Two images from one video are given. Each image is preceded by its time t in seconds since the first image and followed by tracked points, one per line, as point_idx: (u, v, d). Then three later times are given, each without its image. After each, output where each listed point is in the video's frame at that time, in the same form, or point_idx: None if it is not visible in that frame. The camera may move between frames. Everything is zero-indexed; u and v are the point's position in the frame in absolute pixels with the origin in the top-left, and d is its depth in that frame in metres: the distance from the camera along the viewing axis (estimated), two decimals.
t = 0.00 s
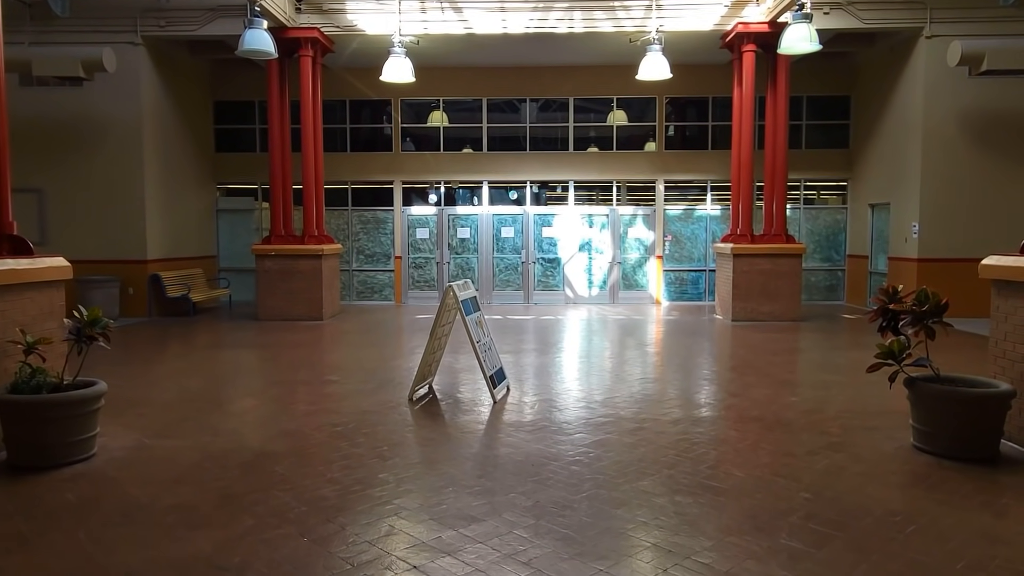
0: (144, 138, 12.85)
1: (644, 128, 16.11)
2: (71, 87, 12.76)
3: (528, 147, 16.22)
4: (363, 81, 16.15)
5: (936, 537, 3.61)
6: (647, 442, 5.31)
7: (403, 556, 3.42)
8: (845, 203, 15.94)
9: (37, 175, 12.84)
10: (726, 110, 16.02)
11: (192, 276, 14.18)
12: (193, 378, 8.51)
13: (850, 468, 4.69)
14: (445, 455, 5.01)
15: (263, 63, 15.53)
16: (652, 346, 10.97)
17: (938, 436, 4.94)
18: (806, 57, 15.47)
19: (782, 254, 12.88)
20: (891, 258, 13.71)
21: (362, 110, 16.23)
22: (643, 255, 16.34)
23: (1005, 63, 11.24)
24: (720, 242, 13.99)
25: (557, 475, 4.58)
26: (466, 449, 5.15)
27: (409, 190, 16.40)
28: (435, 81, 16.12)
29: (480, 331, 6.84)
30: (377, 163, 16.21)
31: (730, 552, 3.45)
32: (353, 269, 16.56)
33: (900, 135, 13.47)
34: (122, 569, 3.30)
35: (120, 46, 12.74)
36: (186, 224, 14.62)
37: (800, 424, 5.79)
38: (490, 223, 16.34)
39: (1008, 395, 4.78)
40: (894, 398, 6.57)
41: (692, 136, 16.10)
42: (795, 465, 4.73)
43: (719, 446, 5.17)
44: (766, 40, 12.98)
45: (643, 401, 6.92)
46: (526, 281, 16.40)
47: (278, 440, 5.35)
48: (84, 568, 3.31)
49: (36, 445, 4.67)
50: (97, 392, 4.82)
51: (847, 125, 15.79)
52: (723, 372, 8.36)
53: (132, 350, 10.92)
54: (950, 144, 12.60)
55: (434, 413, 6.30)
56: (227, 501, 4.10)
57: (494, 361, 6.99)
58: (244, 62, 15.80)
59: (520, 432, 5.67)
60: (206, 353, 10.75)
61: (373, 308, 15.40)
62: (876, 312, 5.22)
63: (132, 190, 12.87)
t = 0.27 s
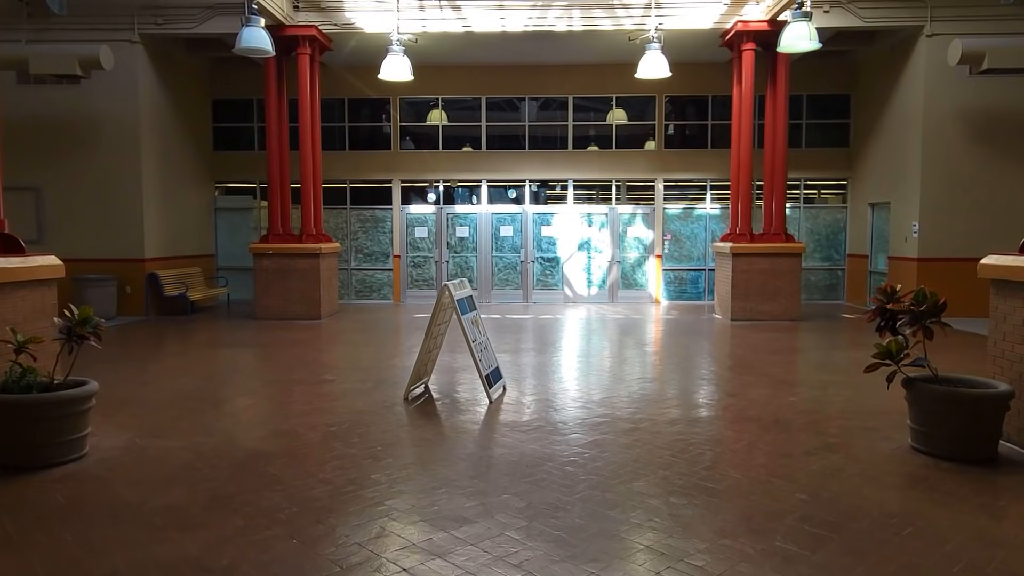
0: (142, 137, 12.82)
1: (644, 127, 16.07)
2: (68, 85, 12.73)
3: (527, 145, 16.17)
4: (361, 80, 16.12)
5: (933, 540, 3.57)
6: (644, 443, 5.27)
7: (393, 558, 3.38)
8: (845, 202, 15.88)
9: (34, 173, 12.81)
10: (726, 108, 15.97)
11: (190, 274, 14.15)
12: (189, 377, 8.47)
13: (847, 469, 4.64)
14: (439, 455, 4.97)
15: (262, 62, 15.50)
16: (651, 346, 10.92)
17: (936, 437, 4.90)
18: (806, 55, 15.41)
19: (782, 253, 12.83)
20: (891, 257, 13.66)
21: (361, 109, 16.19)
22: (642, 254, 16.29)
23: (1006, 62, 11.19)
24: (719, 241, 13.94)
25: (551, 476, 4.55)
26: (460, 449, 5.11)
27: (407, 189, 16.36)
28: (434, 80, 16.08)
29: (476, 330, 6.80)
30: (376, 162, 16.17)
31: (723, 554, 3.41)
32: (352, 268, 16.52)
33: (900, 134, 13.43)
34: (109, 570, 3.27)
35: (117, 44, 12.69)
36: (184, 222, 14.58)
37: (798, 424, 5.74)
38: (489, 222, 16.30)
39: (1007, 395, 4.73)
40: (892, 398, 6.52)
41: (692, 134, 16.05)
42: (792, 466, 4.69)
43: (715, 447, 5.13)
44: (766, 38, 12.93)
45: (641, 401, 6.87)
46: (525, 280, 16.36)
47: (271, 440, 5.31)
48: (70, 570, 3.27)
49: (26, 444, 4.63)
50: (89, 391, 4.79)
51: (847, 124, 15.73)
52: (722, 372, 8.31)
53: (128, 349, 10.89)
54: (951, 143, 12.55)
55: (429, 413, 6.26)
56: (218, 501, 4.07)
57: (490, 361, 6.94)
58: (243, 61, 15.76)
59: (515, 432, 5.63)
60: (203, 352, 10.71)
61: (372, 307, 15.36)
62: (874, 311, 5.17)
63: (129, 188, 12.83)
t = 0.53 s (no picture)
0: (138, 134, 12.74)
1: (644, 124, 15.98)
2: (64, 81, 12.66)
3: (526, 143, 16.08)
4: (360, 77, 16.03)
5: (934, 543, 3.50)
6: (641, 443, 5.20)
7: (382, 562, 3.31)
8: (847, 200, 15.79)
9: (30, 170, 12.74)
10: (726, 106, 15.88)
11: (188, 272, 14.08)
12: (184, 375, 8.39)
13: (847, 470, 4.57)
14: (432, 455, 4.90)
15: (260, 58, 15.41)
16: (650, 345, 10.84)
17: (937, 437, 4.82)
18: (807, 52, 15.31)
19: (782, 251, 12.74)
20: (892, 256, 13.58)
21: (359, 106, 16.11)
22: (642, 252, 16.21)
23: (1009, 58, 11.09)
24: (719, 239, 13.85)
25: (547, 477, 4.47)
26: (455, 449, 5.04)
27: (406, 186, 16.27)
28: (433, 77, 16.00)
29: (472, 329, 6.72)
30: (374, 159, 16.09)
31: (720, 558, 3.33)
32: (350, 266, 16.45)
33: (902, 132, 13.33)
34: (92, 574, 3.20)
35: (113, 40, 12.59)
36: (182, 220, 14.51)
37: (798, 424, 5.66)
38: (488, 220, 16.21)
39: (1010, 395, 4.65)
40: (893, 398, 6.44)
41: (692, 132, 15.96)
42: (791, 467, 4.61)
43: (713, 447, 5.06)
44: (766, 34, 12.83)
45: (639, 400, 6.80)
46: (524, 278, 16.28)
47: (263, 439, 5.24)
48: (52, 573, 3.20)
49: (14, 444, 4.56)
50: (77, 390, 4.72)
51: (848, 122, 15.64)
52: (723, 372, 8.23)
53: (124, 347, 10.82)
54: (952, 140, 12.46)
55: (424, 412, 6.18)
56: (206, 503, 4.00)
57: (487, 360, 6.87)
58: (241, 57, 15.68)
59: (510, 432, 5.55)
60: (199, 350, 10.64)
61: (370, 305, 15.29)
62: (875, 309, 5.09)
63: (125, 185, 12.76)
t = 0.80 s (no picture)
0: (131, 129, 12.58)
1: (643, 121, 15.85)
2: (57, 76, 12.50)
3: (523, 139, 15.94)
4: (356, 72, 15.87)
5: (942, 550, 3.37)
6: (639, 444, 5.07)
7: (368, 570, 3.18)
8: (847, 198, 15.66)
9: (22, 166, 12.59)
10: (726, 102, 15.74)
11: (182, 269, 13.93)
12: (175, 374, 8.26)
13: (849, 473, 4.44)
14: (424, 457, 4.77)
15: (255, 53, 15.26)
16: (649, 344, 10.71)
17: (942, 439, 4.69)
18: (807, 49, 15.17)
19: (782, 249, 12.61)
20: (893, 253, 13.45)
21: (356, 102, 15.96)
22: (641, 249, 16.07)
23: (1012, 53, 10.95)
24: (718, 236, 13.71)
25: (541, 480, 4.34)
26: (447, 451, 4.91)
27: (402, 183, 16.12)
28: (431, 73, 15.85)
29: (467, 327, 6.59)
30: (371, 156, 15.94)
31: (719, 566, 3.20)
32: (346, 263, 16.31)
33: (903, 128, 13.20)
34: None
35: (106, 34, 12.43)
36: (176, 217, 14.36)
37: (798, 425, 5.53)
38: (486, 217, 16.07)
39: (1017, 395, 4.53)
40: (896, 398, 6.32)
41: (691, 129, 15.82)
42: (792, 470, 4.48)
43: (713, 449, 4.93)
44: (766, 29, 12.69)
45: (637, 400, 6.66)
46: (521, 276, 16.15)
47: (251, 440, 5.11)
48: None
49: None
50: (58, 390, 4.58)
51: (849, 118, 15.50)
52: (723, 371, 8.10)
53: (116, 345, 10.68)
54: (955, 137, 12.33)
55: (417, 412, 6.05)
56: (187, 507, 3.86)
57: (482, 359, 6.74)
58: (236, 52, 15.52)
59: (505, 433, 5.42)
60: (192, 348, 10.50)
61: (366, 303, 15.15)
62: (878, 308, 4.96)
63: (118, 182, 12.61)
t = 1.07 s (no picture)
0: (123, 128, 12.40)
1: (641, 120, 15.70)
2: (47, 74, 12.31)
3: (520, 139, 15.78)
4: (351, 71, 15.70)
5: (952, 570, 3.22)
6: (638, 454, 4.91)
7: None
8: (847, 198, 15.52)
9: (12, 165, 12.42)
10: (724, 101, 15.60)
11: (175, 270, 13.76)
12: (164, 378, 8.10)
13: (854, 485, 4.29)
14: (414, 468, 4.61)
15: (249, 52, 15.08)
16: (648, 346, 10.56)
17: (949, 449, 4.55)
18: (807, 47, 15.02)
19: (782, 249, 12.46)
20: (894, 254, 13.31)
21: (351, 101, 15.80)
22: (639, 250, 15.93)
23: (1015, 51, 10.82)
24: (717, 237, 13.57)
25: (535, 493, 4.19)
26: (439, 461, 4.75)
27: (398, 183, 15.95)
28: (426, 71, 15.68)
29: (460, 331, 6.44)
30: (366, 155, 15.77)
31: None
32: (341, 264, 16.15)
33: (904, 127, 13.06)
34: None
35: (96, 32, 12.26)
36: (168, 217, 14.18)
37: (801, 433, 5.39)
38: (482, 217, 15.92)
39: None
40: (899, 404, 6.17)
41: (690, 128, 15.67)
42: (795, 482, 4.33)
43: (712, 458, 4.78)
44: (765, 27, 12.54)
45: (635, 406, 6.51)
46: (518, 276, 16.01)
47: (237, 449, 4.95)
48: None
49: None
50: (35, 399, 4.42)
51: (849, 117, 15.37)
52: (722, 375, 7.95)
53: (106, 348, 10.52)
54: (956, 136, 12.19)
55: (409, 419, 5.89)
56: (165, 523, 3.70)
57: (476, 364, 6.58)
58: (230, 50, 15.34)
59: (499, 441, 5.26)
60: (183, 351, 10.34)
61: (361, 304, 14.99)
62: (883, 312, 4.82)
63: (109, 182, 12.43)
